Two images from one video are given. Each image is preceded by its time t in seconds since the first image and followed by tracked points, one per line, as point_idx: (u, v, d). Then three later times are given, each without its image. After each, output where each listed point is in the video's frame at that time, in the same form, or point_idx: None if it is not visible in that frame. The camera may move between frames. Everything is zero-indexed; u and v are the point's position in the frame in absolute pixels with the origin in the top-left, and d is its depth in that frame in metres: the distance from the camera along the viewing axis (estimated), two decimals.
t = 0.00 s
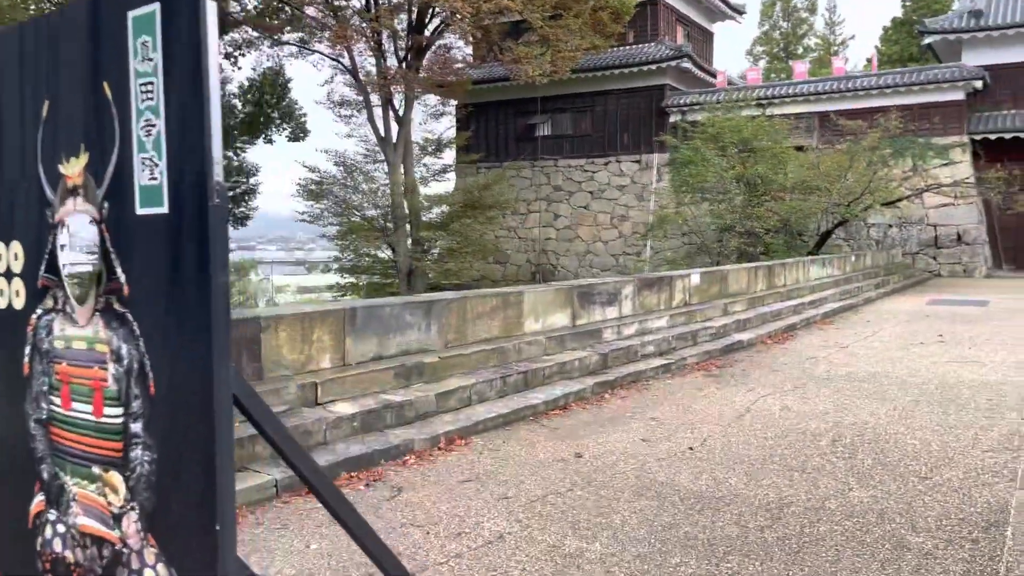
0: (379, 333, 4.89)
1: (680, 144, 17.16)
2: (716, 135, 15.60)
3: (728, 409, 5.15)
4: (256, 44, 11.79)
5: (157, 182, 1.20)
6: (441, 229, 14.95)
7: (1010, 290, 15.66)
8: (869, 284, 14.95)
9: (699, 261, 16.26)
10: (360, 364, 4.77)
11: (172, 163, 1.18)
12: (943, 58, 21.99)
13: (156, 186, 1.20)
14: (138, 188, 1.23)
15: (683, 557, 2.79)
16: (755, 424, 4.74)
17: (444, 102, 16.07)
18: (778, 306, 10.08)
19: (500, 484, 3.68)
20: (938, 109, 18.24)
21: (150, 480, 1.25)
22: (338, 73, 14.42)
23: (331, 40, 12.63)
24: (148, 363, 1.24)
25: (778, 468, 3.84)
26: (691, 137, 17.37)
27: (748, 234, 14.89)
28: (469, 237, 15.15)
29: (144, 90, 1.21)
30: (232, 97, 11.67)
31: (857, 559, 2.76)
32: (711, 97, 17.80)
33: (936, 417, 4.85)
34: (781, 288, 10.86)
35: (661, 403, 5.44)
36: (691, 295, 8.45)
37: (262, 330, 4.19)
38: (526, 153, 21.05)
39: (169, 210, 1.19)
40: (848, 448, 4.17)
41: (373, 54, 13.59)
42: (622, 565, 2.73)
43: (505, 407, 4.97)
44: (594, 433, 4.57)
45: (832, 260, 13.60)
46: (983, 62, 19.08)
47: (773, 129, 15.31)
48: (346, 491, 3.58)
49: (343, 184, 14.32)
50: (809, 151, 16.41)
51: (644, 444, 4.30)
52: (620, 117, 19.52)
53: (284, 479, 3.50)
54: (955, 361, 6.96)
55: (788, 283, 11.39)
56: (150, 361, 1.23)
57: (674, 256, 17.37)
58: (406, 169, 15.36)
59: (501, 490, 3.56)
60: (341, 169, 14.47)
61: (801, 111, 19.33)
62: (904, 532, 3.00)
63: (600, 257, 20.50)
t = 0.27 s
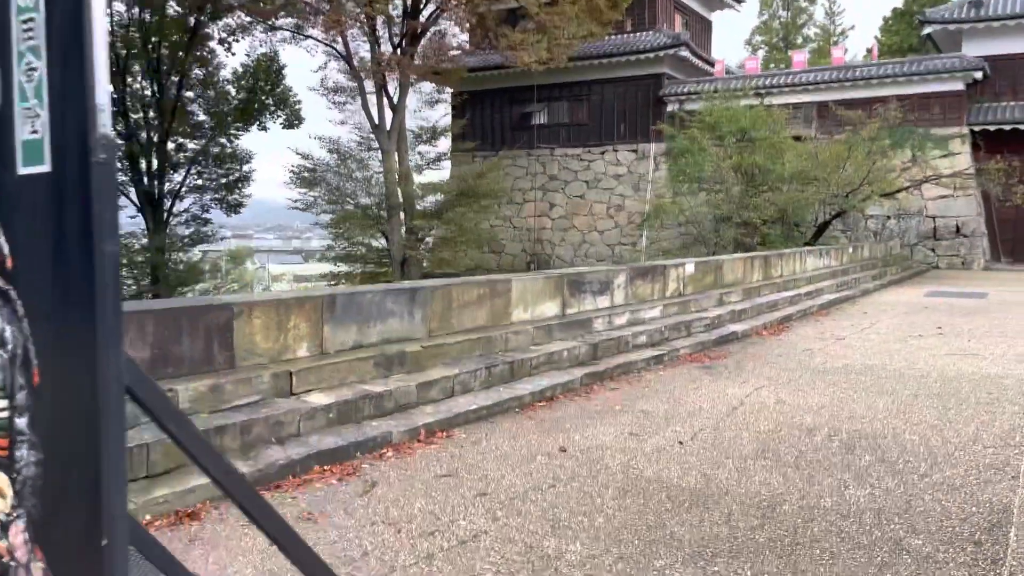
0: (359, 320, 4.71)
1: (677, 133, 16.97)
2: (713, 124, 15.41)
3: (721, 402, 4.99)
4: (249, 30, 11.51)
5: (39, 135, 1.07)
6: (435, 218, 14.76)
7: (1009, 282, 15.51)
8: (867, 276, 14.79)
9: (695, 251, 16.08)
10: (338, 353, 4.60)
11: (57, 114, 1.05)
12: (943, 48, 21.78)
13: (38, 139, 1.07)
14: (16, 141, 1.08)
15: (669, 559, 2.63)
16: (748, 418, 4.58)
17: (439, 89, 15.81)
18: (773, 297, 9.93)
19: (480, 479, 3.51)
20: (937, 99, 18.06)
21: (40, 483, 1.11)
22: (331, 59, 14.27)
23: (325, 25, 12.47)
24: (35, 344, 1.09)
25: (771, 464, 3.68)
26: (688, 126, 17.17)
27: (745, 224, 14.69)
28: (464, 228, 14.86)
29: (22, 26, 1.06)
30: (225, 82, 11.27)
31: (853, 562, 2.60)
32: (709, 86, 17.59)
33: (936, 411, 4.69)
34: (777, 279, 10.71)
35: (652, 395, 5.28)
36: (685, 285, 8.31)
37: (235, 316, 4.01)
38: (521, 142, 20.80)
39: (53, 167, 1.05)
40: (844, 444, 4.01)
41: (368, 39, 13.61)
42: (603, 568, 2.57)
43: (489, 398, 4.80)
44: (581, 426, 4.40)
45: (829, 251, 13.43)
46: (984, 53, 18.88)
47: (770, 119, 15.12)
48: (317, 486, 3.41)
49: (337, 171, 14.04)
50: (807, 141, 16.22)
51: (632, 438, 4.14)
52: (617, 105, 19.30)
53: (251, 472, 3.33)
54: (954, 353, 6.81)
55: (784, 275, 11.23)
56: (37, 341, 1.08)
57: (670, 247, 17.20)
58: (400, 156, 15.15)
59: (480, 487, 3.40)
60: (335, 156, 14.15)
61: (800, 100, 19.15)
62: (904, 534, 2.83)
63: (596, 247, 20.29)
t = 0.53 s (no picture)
0: (341, 321, 4.54)
1: (677, 127, 16.79)
2: (713, 119, 15.25)
3: (715, 407, 4.82)
4: (246, 20, 11.51)
5: None
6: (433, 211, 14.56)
7: (1011, 281, 15.31)
8: (867, 273, 14.61)
9: (694, 247, 15.89)
10: (319, 355, 4.43)
11: None
12: (947, 43, 21.54)
13: None
14: None
15: None
16: (743, 425, 4.40)
17: (438, 82, 15.60)
18: (772, 295, 9.77)
19: (461, 491, 3.35)
20: (940, 95, 17.85)
21: None
22: (328, 50, 14.14)
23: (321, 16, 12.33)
24: None
25: (765, 476, 3.51)
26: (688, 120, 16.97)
27: (745, 220, 14.51)
28: (461, 221, 14.79)
29: None
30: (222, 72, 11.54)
31: None
32: (709, 80, 17.37)
33: (938, 418, 4.51)
34: (776, 277, 10.54)
35: (645, 399, 5.11)
36: (682, 282, 8.18)
37: (206, 317, 3.85)
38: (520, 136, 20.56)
39: None
40: (843, 454, 3.83)
41: (364, 29, 13.43)
42: None
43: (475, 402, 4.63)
44: (569, 433, 4.24)
45: (829, 248, 13.25)
46: (988, 48, 18.65)
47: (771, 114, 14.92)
48: (287, 498, 3.24)
49: (333, 163, 13.89)
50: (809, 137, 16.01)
51: (622, 446, 3.97)
52: (617, 99, 19.06)
53: (216, 484, 3.16)
54: (956, 355, 6.63)
55: (783, 272, 11.07)
56: None
57: (669, 243, 17.03)
58: (397, 147, 14.82)
59: (459, 500, 3.22)
60: (332, 148, 13.99)
61: (801, 95, 18.93)
62: (905, 556, 2.66)
63: (594, 242, 20.07)
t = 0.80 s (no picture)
0: (331, 315, 4.36)
1: (683, 120, 16.57)
2: (720, 113, 15.05)
3: (722, 409, 4.62)
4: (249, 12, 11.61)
5: None
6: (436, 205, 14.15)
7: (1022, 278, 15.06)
8: (876, 270, 14.37)
9: (700, 242, 15.68)
10: (308, 350, 4.25)
11: None
12: (958, 37, 21.23)
13: None
14: None
15: None
16: (751, 428, 4.21)
17: (443, 73, 15.38)
18: (780, 291, 9.56)
19: (453, 497, 3.17)
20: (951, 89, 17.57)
21: None
22: (332, 41, 14.02)
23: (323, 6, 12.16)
24: None
25: (775, 483, 3.33)
26: (695, 114, 16.74)
27: (751, 215, 14.30)
28: (465, 214, 14.19)
29: None
30: (225, 65, 12.39)
31: None
32: (716, 73, 17.12)
33: (956, 422, 4.30)
34: (783, 272, 10.33)
35: (648, 398, 4.92)
36: (687, 278, 8.03)
37: (189, 311, 3.67)
38: (524, 129, 20.26)
39: None
40: (857, 460, 3.64)
41: (367, 20, 13.25)
42: None
43: (470, 400, 4.45)
44: (569, 434, 4.05)
45: (836, 244, 13.03)
46: (1001, 42, 18.35)
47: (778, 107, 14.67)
48: (269, 503, 3.06)
49: (336, 155, 13.81)
50: (817, 131, 15.77)
51: (623, 449, 3.79)
52: (623, 92, 18.82)
53: (193, 487, 2.98)
54: (971, 355, 6.41)
55: (790, 267, 10.87)
56: None
57: (673, 238, 16.82)
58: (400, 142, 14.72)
59: (451, 507, 3.04)
60: (334, 140, 13.90)
61: (809, 89, 18.64)
62: (926, 574, 2.48)
63: (599, 236, 19.85)
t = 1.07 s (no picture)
0: (330, 310, 4.16)
1: (697, 114, 16.27)
2: (736, 107, 14.77)
3: (739, 413, 4.40)
4: None
5: None
6: (447, 197, 13.93)
7: None
8: (893, 268, 14.05)
9: (713, 238, 15.38)
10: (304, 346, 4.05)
11: None
12: (979, 31, 20.80)
13: None
14: None
15: None
16: (771, 434, 3.99)
17: (455, 64, 15.14)
18: (796, 289, 9.29)
19: (453, 506, 2.96)
20: (972, 85, 17.19)
21: None
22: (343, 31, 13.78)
23: None
24: None
25: (799, 497, 3.11)
26: (709, 107, 16.44)
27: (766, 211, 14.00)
28: (476, 207, 14.12)
29: None
30: (236, 54, 11.83)
31: None
32: (732, 66, 16.80)
33: (986, 431, 4.06)
34: (799, 270, 10.06)
35: (661, 401, 4.70)
36: (702, 274, 7.81)
37: (178, 305, 3.47)
38: (536, 122, 20.04)
39: None
40: (885, 472, 3.41)
41: (377, 8, 12.99)
42: None
43: (474, 400, 4.24)
44: (578, 439, 3.84)
45: (853, 241, 12.72)
46: None
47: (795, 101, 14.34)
48: (255, 510, 2.86)
49: (346, 147, 13.62)
50: (834, 126, 15.43)
51: (635, 456, 3.58)
52: (637, 85, 18.53)
53: (174, 493, 2.78)
54: (998, 359, 6.15)
55: (806, 265, 10.60)
56: None
57: (686, 234, 16.53)
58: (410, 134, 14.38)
59: (449, 519, 2.84)
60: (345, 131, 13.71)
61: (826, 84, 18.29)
62: None
63: (610, 231, 19.59)
